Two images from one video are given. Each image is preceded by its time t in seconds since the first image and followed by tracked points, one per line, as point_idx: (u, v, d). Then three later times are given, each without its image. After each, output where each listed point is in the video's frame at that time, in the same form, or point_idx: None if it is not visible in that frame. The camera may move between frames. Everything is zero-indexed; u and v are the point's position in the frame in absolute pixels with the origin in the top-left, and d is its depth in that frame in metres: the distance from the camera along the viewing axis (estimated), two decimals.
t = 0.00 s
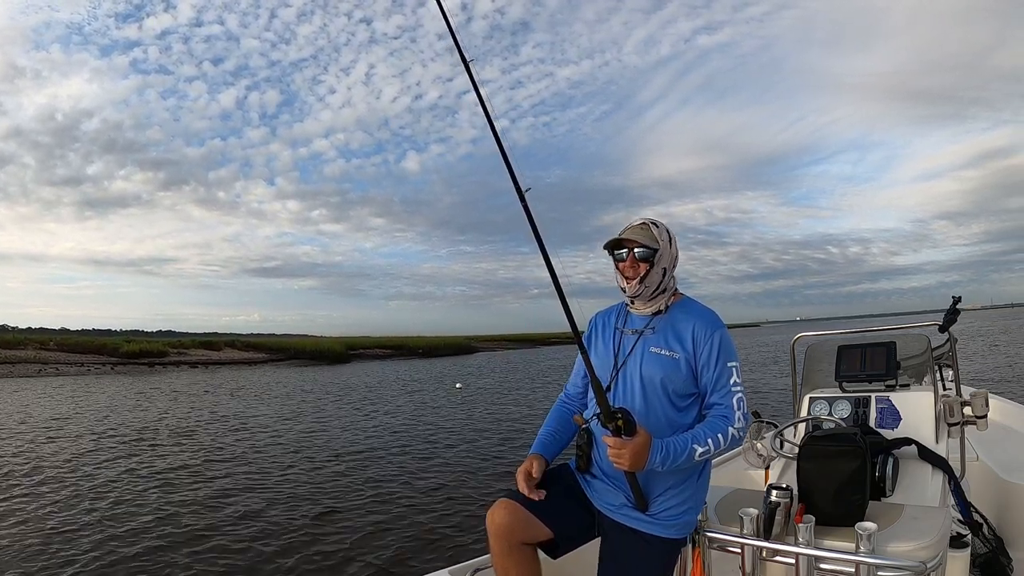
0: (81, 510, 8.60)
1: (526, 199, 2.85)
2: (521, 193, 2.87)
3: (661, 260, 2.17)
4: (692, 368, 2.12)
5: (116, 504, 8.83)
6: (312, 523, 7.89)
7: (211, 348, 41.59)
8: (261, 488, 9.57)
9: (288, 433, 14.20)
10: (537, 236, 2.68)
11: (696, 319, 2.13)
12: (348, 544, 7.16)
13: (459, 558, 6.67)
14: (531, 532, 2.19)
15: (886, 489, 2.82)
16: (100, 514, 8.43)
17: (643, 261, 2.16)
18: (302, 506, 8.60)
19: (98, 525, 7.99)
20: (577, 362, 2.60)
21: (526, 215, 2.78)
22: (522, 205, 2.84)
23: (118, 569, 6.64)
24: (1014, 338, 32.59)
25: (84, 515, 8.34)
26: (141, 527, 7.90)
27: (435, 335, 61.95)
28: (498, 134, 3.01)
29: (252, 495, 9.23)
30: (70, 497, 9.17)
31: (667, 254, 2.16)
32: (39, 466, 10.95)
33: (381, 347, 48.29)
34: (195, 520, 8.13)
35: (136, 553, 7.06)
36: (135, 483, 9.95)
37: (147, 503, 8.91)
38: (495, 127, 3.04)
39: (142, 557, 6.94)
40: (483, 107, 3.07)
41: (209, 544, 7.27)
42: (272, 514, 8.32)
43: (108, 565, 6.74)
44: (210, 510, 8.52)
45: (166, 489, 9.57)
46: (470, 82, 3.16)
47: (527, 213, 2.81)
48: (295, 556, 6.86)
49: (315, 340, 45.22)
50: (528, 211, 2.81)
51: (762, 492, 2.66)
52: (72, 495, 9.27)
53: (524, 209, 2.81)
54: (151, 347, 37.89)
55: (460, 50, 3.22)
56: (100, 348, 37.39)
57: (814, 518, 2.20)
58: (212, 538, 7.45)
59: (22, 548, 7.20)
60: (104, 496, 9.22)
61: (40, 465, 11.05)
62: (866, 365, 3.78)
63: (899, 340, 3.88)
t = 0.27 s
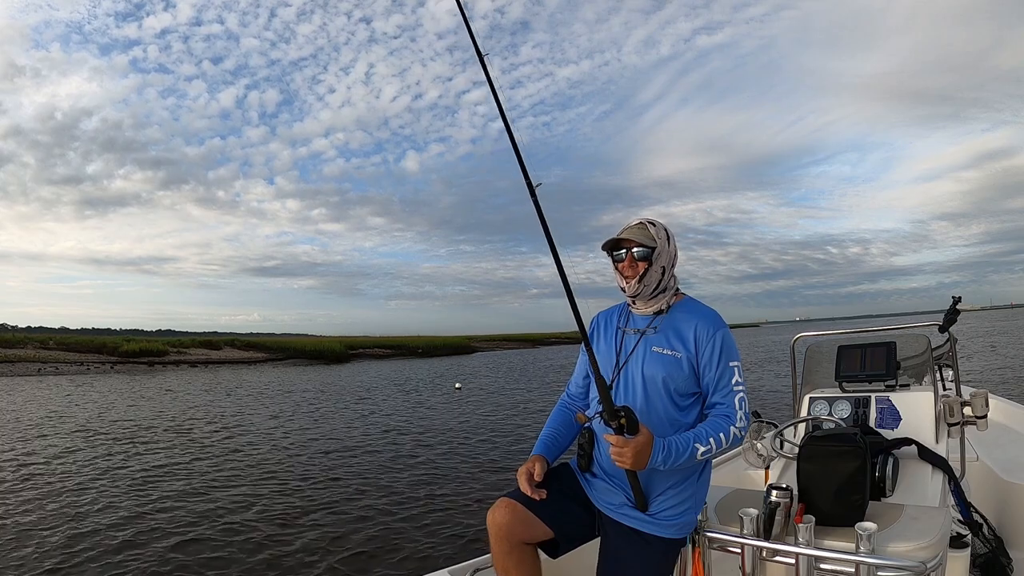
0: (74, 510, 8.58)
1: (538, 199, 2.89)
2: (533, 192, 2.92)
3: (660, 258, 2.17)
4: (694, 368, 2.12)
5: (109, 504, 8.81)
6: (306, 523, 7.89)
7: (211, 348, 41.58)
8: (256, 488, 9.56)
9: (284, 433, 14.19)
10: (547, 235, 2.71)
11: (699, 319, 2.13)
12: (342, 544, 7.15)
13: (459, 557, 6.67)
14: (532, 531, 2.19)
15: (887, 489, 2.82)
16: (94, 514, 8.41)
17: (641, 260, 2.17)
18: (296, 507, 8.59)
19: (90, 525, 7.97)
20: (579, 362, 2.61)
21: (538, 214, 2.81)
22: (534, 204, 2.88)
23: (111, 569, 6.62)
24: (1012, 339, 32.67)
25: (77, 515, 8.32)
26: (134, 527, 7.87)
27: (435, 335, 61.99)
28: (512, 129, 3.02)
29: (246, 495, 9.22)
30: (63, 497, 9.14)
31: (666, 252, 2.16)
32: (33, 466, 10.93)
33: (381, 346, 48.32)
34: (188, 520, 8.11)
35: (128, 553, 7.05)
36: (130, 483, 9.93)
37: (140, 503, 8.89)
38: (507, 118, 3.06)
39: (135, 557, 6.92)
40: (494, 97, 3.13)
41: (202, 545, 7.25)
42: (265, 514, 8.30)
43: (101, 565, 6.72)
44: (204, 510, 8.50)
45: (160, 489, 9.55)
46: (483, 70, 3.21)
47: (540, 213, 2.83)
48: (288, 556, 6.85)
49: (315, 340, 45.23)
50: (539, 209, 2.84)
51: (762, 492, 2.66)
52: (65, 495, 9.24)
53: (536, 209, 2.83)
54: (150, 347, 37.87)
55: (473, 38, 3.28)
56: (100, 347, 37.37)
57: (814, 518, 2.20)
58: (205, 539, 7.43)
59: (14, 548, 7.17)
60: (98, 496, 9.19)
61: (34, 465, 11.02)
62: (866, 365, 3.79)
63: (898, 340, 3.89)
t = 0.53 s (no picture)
0: (68, 509, 8.55)
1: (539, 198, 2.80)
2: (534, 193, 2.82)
3: (661, 259, 2.17)
4: (695, 368, 2.12)
5: (102, 504, 8.77)
6: (301, 523, 7.87)
7: (210, 347, 41.52)
8: (251, 488, 9.53)
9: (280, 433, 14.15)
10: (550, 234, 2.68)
11: (699, 319, 2.13)
12: (337, 544, 7.13)
13: (459, 557, 6.66)
14: (531, 531, 2.19)
15: (886, 489, 2.82)
16: (87, 513, 8.38)
17: (643, 261, 2.17)
18: (290, 506, 8.57)
19: (83, 525, 7.93)
20: (578, 361, 2.61)
21: (539, 215, 2.75)
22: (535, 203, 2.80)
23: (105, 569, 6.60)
24: (1012, 339, 32.67)
25: (70, 515, 8.28)
26: (127, 527, 7.84)
27: (435, 334, 61.94)
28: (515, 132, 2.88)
29: (240, 494, 9.19)
30: (56, 497, 9.10)
31: (667, 253, 2.16)
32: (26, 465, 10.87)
33: (380, 346, 48.28)
34: (181, 520, 8.08)
35: (121, 553, 7.02)
36: (125, 482, 9.90)
37: (134, 502, 8.86)
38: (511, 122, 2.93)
39: (128, 557, 6.89)
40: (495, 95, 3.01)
41: (195, 545, 7.23)
42: (259, 514, 8.27)
43: (93, 565, 6.69)
44: (198, 510, 8.48)
45: (154, 489, 9.51)
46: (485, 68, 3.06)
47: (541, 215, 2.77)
48: (282, 557, 6.83)
49: (314, 339, 45.18)
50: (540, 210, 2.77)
51: (761, 492, 2.66)
52: (59, 495, 9.20)
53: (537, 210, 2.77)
54: (149, 346, 37.80)
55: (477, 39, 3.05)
56: (99, 347, 37.30)
57: (814, 518, 2.20)
58: (199, 539, 7.41)
59: (9, 547, 7.15)
60: (93, 496, 9.17)
61: (27, 464, 10.97)
62: (866, 365, 3.78)
63: (898, 340, 3.89)
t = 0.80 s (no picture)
0: (60, 509, 8.57)
1: (533, 200, 2.90)
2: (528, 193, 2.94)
3: (661, 258, 2.16)
4: (694, 368, 2.12)
5: (102, 503, 8.79)
6: (299, 523, 7.87)
7: (210, 347, 41.50)
8: (244, 487, 9.55)
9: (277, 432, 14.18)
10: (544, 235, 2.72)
11: (698, 318, 2.13)
12: (326, 544, 7.14)
13: (457, 557, 6.66)
14: (532, 532, 2.19)
15: (886, 489, 2.82)
16: (79, 513, 8.40)
17: (643, 260, 2.16)
18: (282, 506, 8.58)
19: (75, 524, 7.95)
20: (578, 361, 2.60)
21: (534, 216, 2.80)
22: (530, 205, 2.88)
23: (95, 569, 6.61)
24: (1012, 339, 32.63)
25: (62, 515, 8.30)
26: (117, 527, 7.86)
27: (434, 334, 61.91)
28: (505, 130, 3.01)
29: (233, 494, 9.20)
30: (57, 496, 9.13)
31: (667, 253, 2.16)
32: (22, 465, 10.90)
33: (380, 346, 48.24)
34: (172, 520, 8.10)
35: (111, 553, 7.03)
36: (125, 482, 9.92)
37: (127, 502, 8.88)
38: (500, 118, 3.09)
39: (118, 558, 6.90)
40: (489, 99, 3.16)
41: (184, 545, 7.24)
42: (250, 513, 8.28)
43: (83, 565, 6.71)
44: (190, 510, 8.49)
45: (147, 488, 9.53)
46: (477, 72, 3.23)
47: (534, 214, 2.83)
48: (273, 556, 6.84)
49: (314, 339, 45.15)
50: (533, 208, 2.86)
51: (761, 492, 2.66)
52: (52, 494, 9.22)
53: (531, 208, 2.84)
54: (149, 346, 37.77)
55: (466, 38, 3.28)
56: (99, 347, 37.31)
57: (814, 518, 2.20)
58: (189, 539, 7.42)
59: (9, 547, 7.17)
60: (93, 495, 9.19)
61: (23, 464, 11.00)
62: (866, 365, 3.78)
63: (898, 340, 3.89)
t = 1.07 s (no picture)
0: (50, 509, 8.60)
1: (533, 207, 2.97)
2: (528, 201, 3.02)
3: (662, 260, 2.16)
4: (693, 368, 2.12)
5: (102, 504, 8.82)
6: (298, 523, 7.90)
7: (210, 347, 41.55)
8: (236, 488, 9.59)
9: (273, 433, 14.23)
10: (542, 240, 2.79)
11: (697, 319, 2.13)
12: (313, 544, 7.15)
13: (455, 557, 6.67)
14: (532, 532, 2.19)
15: (886, 488, 2.82)
16: (71, 513, 8.44)
17: (644, 262, 2.16)
18: (272, 506, 8.61)
19: (64, 525, 7.98)
20: (578, 360, 2.61)
21: (533, 221, 2.89)
22: (528, 212, 2.96)
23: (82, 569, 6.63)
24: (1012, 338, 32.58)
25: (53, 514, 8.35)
26: (118, 527, 7.90)
27: (434, 335, 61.92)
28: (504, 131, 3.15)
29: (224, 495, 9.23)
30: (57, 497, 9.17)
31: (667, 254, 2.16)
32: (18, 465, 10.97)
33: (380, 346, 48.26)
34: (171, 520, 8.13)
35: (111, 553, 7.07)
36: (126, 482, 9.96)
37: (118, 502, 8.91)
38: (499, 122, 3.19)
39: (107, 557, 6.93)
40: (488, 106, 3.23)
41: (171, 545, 7.26)
42: (249, 513, 8.32)
43: (72, 565, 6.73)
44: (180, 511, 8.51)
45: (139, 489, 9.57)
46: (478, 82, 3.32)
47: (533, 219, 2.91)
48: (260, 556, 6.86)
49: (314, 339, 45.17)
50: (532, 215, 2.93)
51: (761, 492, 2.66)
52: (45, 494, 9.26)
53: (529, 215, 2.93)
54: (150, 347, 37.83)
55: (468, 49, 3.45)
56: (100, 347, 37.37)
57: (814, 518, 2.20)
58: (184, 539, 7.44)
59: (9, 547, 7.21)
60: (93, 495, 9.23)
61: (17, 464, 11.05)
62: (866, 365, 3.78)
63: (898, 340, 3.89)
